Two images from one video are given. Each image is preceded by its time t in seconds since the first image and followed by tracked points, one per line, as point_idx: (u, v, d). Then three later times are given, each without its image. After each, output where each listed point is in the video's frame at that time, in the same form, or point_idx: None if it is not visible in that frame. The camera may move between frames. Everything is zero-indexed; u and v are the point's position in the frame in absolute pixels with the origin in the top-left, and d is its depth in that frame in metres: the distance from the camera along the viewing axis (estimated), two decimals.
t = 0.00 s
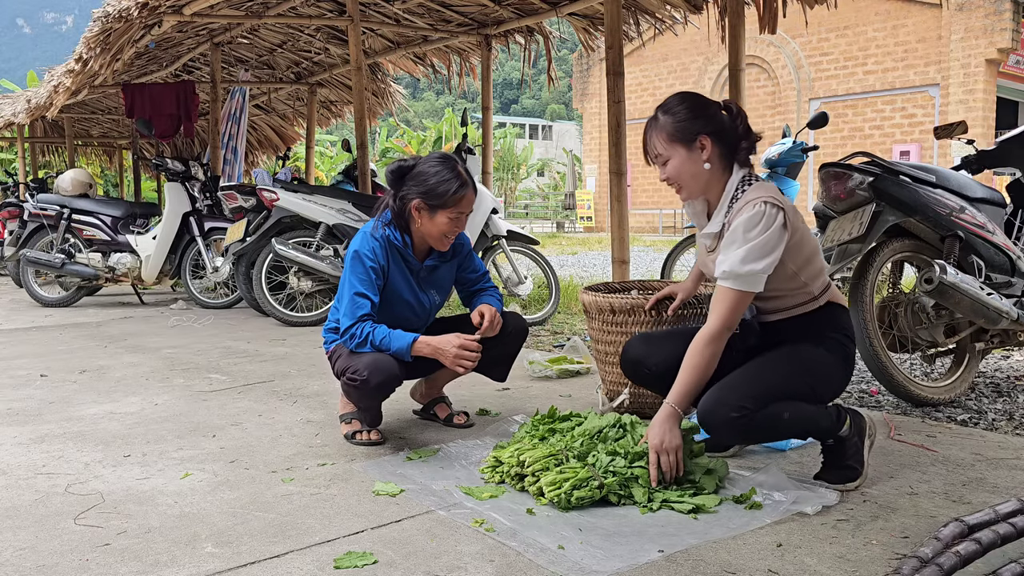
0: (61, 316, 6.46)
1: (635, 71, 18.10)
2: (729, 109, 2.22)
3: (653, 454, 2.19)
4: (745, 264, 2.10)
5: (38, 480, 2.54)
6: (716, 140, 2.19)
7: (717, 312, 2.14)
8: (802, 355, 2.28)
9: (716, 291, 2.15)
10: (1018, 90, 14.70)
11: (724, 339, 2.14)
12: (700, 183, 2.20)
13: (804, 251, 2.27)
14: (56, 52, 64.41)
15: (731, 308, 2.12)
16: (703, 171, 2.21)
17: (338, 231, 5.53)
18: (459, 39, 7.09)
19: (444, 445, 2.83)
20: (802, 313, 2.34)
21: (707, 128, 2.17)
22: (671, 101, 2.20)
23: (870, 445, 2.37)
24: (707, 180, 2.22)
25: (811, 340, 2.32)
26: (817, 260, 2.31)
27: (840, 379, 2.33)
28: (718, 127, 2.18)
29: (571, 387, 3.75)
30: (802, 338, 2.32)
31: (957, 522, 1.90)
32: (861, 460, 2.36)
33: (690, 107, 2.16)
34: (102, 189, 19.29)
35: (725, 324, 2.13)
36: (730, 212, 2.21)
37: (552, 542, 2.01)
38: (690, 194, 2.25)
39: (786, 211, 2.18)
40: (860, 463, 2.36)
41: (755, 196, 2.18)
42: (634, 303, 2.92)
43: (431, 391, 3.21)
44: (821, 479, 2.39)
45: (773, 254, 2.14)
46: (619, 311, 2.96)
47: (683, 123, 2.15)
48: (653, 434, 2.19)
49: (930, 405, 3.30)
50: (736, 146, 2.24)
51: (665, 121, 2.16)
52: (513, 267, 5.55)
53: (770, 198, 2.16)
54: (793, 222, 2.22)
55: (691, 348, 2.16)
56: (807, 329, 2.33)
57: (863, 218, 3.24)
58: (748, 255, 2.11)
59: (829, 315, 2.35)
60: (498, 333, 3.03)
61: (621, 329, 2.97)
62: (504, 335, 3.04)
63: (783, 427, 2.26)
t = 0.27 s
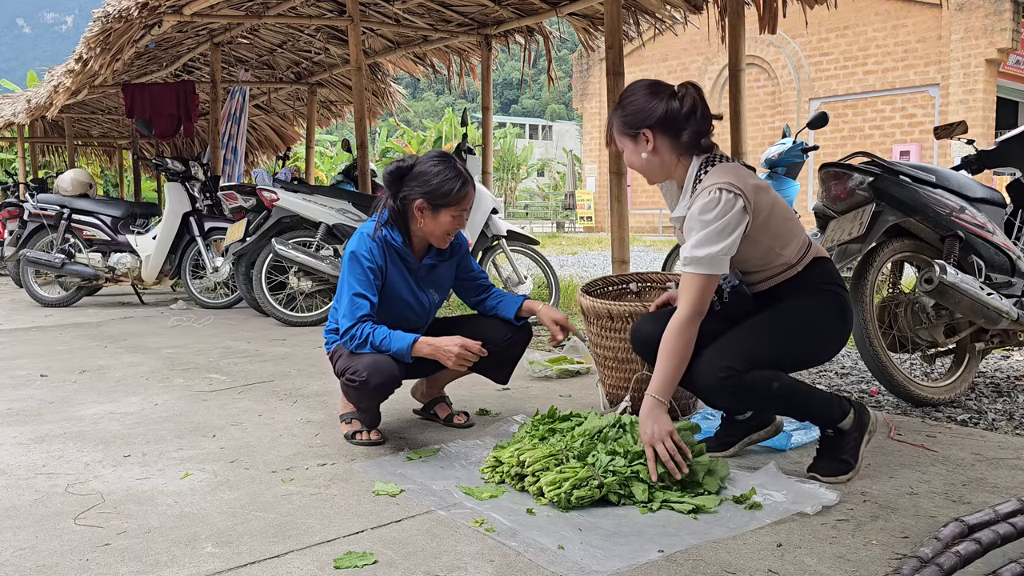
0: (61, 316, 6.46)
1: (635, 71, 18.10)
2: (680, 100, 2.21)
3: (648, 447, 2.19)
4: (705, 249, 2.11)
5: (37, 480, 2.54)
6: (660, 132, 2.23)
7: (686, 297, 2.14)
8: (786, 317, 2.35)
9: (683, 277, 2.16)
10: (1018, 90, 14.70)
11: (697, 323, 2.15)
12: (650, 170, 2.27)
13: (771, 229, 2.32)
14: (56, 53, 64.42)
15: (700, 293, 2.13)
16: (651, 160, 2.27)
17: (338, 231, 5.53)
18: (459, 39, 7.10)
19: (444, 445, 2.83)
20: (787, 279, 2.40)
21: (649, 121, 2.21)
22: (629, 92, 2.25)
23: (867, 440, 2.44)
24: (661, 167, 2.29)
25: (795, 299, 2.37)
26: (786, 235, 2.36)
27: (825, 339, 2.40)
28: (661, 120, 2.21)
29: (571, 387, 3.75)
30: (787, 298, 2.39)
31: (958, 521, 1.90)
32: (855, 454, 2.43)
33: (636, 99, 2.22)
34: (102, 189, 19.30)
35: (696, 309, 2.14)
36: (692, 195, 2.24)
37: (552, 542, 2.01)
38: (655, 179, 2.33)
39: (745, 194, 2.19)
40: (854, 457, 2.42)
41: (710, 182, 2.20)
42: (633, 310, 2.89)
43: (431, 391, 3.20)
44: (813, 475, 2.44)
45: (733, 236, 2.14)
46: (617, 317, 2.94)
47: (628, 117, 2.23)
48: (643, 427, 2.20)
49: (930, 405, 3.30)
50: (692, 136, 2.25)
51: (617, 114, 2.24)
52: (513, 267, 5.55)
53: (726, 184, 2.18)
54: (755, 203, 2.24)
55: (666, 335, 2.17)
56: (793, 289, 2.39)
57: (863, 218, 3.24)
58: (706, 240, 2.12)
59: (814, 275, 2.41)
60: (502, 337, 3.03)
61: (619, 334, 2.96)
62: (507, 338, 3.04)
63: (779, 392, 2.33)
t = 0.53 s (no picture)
0: (61, 317, 6.46)
1: (635, 71, 18.10)
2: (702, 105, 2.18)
3: (650, 459, 2.25)
4: (710, 268, 2.13)
5: (38, 480, 2.54)
6: (678, 137, 2.22)
7: (699, 315, 2.16)
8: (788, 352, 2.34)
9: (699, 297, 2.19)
10: (1018, 90, 14.71)
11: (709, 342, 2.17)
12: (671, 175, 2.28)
13: (781, 253, 2.27)
14: (56, 53, 64.42)
15: (712, 311, 2.15)
16: (668, 167, 2.27)
17: (338, 231, 5.53)
18: (459, 39, 7.10)
19: (444, 446, 2.83)
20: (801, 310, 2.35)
21: (669, 125, 2.21)
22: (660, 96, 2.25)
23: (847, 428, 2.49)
24: (679, 174, 2.28)
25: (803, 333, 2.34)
26: (795, 265, 2.31)
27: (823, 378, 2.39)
28: (681, 124, 2.20)
29: (571, 387, 3.75)
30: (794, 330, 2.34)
31: (958, 521, 1.90)
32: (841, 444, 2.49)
33: (660, 103, 2.23)
34: (102, 189, 19.29)
35: (709, 326, 2.15)
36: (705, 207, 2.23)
37: (552, 542, 2.01)
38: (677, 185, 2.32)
39: (753, 211, 2.17)
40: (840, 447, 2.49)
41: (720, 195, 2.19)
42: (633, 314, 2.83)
43: (430, 391, 3.20)
44: (803, 467, 2.52)
45: (741, 255, 2.15)
46: (617, 322, 2.87)
47: (649, 122, 2.24)
48: (650, 438, 2.25)
49: (930, 405, 3.30)
50: (711, 144, 2.21)
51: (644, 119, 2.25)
52: (513, 267, 5.55)
53: (736, 199, 2.16)
54: (767, 223, 2.21)
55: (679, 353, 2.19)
56: (802, 325, 2.34)
57: (863, 218, 3.25)
58: (714, 258, 2.13)
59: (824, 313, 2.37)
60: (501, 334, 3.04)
61: (619, 339, 2.89)
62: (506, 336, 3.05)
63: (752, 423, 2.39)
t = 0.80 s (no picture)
0: (60, 317, 6.46)
1: (635, 71, 18.10)
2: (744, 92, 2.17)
3: (653, 453, 2.23)
4: (730, 260, 2.10)
5: (37, 480, 2.54)
6: (715, 121, 2.21)
7: (717, 308, 2.13)
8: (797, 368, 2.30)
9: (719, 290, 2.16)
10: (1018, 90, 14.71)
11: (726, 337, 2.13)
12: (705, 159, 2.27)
13: (804, 252, 2.19)
14: (56, 52, 64.42)
15: (731, 304, 2.12)
16: (705, 152, 2.26)
17: (338, 231, 5.53)
18: (459, 39, 7.10)
19: (444, 445, 2.83)
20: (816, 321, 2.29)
21: (706, 109, 2.20)
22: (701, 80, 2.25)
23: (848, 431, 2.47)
24: (713, 159, 2.27)
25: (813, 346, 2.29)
26: (817, 266, 2.22)
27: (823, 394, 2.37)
28: (718, 109, 2.19)
29: (571, 387, 3.75)
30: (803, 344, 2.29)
31: (958, 522, 1.90)
32: (841, 448, 2.48)
33: (700, 86, 2.21)
34: (102, 189, 19.30)
35: (727, 320, 2.12)
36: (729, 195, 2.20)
37: (552, 542, 2.01)
38: (713, 171, 2.31)
39: (777, 203, 2.11)
40: (841, 451, 2.48)
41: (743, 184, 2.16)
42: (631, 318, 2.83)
43: (431, 391, 3.20)
44: (803, 467, 2.53)
45: (763, 248, 2.10)
46: (615, 326, 2.87)
47: (688, 105, 2.24)
48: (656, 430, 2.23)
49: (930, 405, 3.30)
50: (749, 129, 2.19)
51: (685, 102, 2.25)
52: (513, 267, 5.54)
53: (759, 189, 2.12)
54: (790, 218, 2.14)
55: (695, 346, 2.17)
56: (814, 339, 2.29)
57: (863, 218, 3.24)
58: (733, 251, 2.10)
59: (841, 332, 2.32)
60: (504, 333, 3.06)
61: (618, 342, 2.90)
62: (508, 334, 3.06)
63: (755, 435, 2.35)
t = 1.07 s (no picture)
0: (61, 317, 6.46)
1: (635, 71, 18.10)
2: (756, 86, 2.17)
3: (664, 446, 2.22)
4: (730, 251, 2.10)
5: (38, 480, 2.54)
6: (725, 114, 2.22)
7: (722, 301, 2.12)
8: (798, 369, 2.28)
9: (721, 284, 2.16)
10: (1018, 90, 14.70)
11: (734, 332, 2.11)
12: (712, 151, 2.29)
13: (803, 245, 2.18)
14: (56, 52, 64.42)
15: (738, 297, 2.10)
16: (713, 144, 2.27)
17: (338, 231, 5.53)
18: (459, 39, 7.10)
19: (444, 445, 2.83)
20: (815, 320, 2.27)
21: (717, 101, 2.22)
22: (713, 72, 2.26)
23: (849, 433, 2.46)
24: (722, 152, 2.28)
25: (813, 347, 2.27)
26: (817, 261, 2.20)
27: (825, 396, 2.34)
28: (729, 102, 2.20)
29: (571, 387, 3.75)
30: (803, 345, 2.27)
31: (957, 522, 1.90)
32: (842, 451, 2.47)
33: (712, 80, 2.24)
34: (102, 189, 19.30)
35: (735, 313, 2.10)
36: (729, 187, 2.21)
37: (552, 542, 2.01)
38: (722, 165, 2.32)
39: (775, 193, 2.11)
40: (841, 454, 2.47)
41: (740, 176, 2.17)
42: (629, 305, 2.80)
43: (431, 391, 3.21)
44: (803, 467, 2.54)
45: (761, 238, 2.10)
46: (614, 314, 2.84)
47: (699, 97, 2.26)
48: (667, 424, 2.21)
49: (930, 405, 3.30)
50: (758, 120, 2.19)
51: (696, 94, 2.27)
52: (513, 267, 5.54)
53: (757, 179, 2.12)
54: (790, 209, 2.14)
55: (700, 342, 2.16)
56: (819, 340, 2.26)
57: (863, 218, 3.24)
58: (733, 242, 2.10)
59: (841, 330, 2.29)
60: (507, 335, 3.06)
61: (618, 333, 2.84)
62: (512, 336, 3.07)
63: (758, 437, 2.33)
